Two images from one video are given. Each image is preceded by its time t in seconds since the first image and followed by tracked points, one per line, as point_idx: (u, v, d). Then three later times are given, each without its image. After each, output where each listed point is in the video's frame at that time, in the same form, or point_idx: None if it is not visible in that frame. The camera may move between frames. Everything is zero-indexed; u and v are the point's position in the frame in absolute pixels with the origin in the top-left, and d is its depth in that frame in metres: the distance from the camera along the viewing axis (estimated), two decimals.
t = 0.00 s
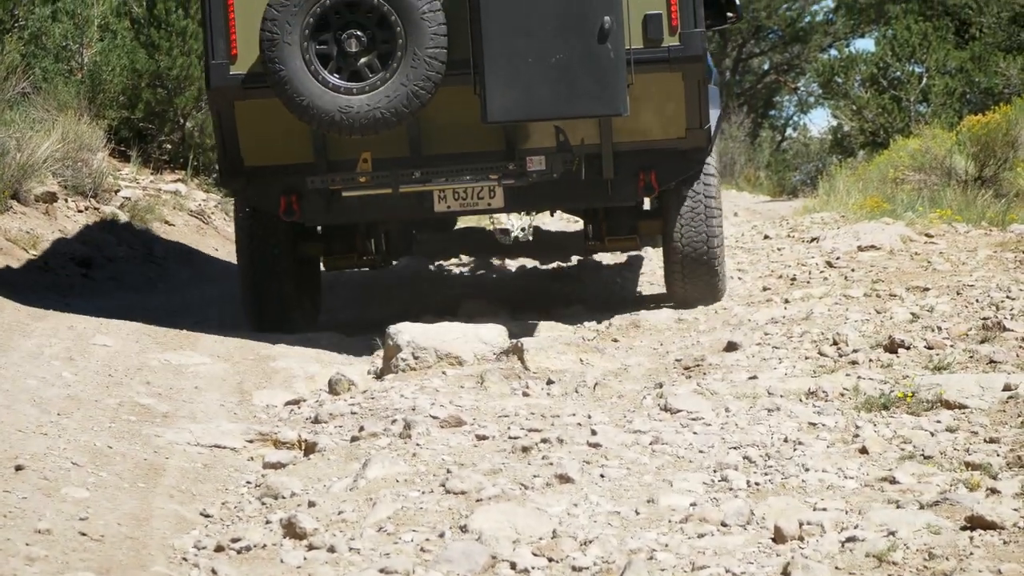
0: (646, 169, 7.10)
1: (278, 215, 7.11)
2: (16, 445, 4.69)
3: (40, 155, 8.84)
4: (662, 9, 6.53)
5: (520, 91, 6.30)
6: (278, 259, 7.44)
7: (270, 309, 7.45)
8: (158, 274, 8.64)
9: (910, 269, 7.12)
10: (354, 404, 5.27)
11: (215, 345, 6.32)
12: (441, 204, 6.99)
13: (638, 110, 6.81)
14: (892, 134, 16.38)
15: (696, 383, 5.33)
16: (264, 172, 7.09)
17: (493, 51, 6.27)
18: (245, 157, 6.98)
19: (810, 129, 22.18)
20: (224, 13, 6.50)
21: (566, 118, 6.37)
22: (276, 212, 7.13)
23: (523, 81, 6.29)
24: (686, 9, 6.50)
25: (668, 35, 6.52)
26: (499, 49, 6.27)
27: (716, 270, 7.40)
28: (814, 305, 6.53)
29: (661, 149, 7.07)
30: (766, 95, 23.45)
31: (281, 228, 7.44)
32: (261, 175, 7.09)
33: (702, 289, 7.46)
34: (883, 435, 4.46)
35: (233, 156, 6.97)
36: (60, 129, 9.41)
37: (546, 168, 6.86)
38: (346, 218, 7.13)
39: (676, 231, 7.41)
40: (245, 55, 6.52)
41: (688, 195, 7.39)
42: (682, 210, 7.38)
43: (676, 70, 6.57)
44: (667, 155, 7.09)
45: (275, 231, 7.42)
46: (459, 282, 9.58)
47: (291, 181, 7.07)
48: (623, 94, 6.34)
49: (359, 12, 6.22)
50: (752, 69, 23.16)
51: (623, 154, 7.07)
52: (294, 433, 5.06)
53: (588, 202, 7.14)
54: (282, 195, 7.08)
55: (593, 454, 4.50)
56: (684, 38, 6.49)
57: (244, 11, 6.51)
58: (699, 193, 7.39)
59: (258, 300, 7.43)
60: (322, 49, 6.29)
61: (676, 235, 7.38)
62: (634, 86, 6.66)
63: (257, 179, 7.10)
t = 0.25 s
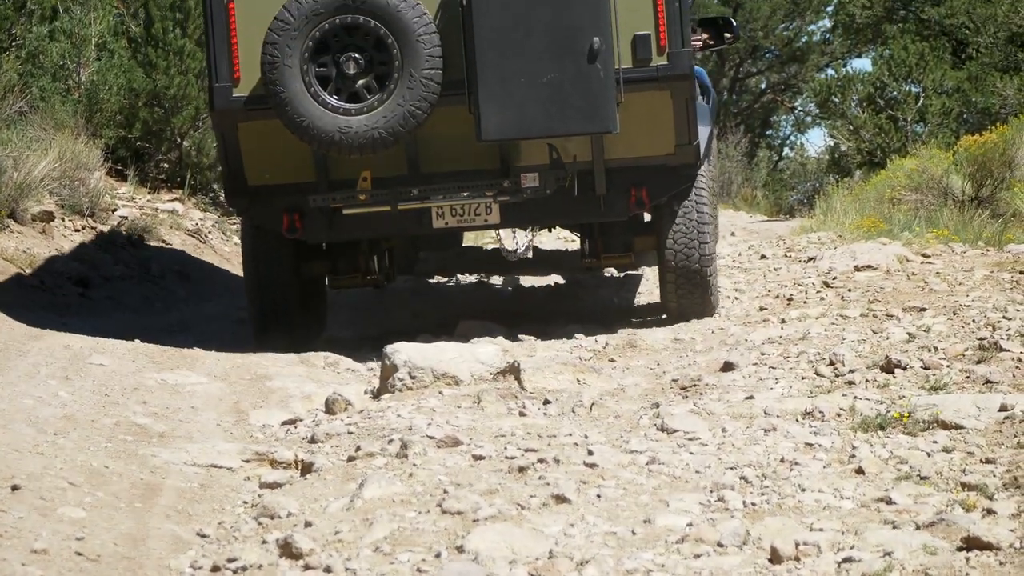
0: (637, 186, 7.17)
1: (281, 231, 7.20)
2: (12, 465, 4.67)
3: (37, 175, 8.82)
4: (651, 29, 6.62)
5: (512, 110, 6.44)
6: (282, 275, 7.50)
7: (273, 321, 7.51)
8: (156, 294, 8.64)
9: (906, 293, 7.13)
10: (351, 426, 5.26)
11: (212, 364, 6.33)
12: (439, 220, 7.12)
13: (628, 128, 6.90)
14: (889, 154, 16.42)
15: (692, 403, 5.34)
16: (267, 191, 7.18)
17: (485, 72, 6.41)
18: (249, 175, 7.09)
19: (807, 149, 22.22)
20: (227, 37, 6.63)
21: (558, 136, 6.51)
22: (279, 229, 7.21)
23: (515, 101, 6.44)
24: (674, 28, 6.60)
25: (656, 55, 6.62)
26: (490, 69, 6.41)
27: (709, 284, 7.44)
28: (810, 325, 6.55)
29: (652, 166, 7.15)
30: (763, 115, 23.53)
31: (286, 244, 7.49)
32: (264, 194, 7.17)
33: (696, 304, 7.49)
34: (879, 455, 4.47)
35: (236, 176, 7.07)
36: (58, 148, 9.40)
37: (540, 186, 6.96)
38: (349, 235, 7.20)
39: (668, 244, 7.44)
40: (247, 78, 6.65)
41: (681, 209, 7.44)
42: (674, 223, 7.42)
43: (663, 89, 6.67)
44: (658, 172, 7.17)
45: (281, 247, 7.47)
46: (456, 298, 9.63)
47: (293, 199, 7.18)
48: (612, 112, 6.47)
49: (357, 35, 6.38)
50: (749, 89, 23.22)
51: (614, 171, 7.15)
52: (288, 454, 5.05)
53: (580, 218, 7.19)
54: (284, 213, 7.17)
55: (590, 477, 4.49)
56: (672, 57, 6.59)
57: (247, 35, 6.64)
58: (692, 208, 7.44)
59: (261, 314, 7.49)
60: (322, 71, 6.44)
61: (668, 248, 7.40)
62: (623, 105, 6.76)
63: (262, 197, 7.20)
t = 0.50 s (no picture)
0: (631, 202, 7.26)
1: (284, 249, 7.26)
2: (8, 486, 4.67)
3: (35, 194, 8.80)
4: (642, 49, 6.69)
5: (507, 130, 6.52)
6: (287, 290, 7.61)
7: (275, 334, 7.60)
8: (153, 314, 8.64)
9: (904, 314, 7.14)
10: (349, 446, 5.26)
11: (209, 384, 6.32)
12: (438, 237, 7.16)
13: (621, 147, 6.98)
14: (887, 173, 16.48)
15: (690, 422, 5.35)
16: (271, 210, 7.28)
17: (480, 92, 6.49)
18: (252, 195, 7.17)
19: (804, 168, 22.28)
20: (229, 60, 6.70)
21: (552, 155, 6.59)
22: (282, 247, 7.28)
23: (510, 120, 6.51)
24: (665, 48, 6.68)
25: (647, 75, 6.69)
26: (485, 90, 6.49)
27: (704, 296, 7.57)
28: (807, 345, 6.56)
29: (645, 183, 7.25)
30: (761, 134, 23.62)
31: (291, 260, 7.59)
32: (268, 213, 7.29)
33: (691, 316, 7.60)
34: (877, 475, 4.47)
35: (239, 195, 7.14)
36: (56, 166, 9.33)
37: (535, 203, 7.06)
38: (350, 252, 7.27)
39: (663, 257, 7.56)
40: (249, 100, 6.72)
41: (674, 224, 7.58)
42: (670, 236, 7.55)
43: (655, 109, 6.75)
44: (651, 189, 7.26)
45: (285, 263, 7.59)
46: (456, 313, 9.70)
47: (296, 218, 7.27)
48: (605, 131, 6.56)
49: (355, 58, 6.44)
50: (747, 108, 23.29)
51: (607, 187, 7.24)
52: (286, 474, 5.05)
53: (575, 234, 7.29)
54: (286, 231, 7.24)
55: (588, 497, 4.49)
56: (663, 77, 6.67)
57: (249, 58, 6.71)
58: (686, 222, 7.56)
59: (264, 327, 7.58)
60: (321, 93, 6.50)
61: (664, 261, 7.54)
62: (616, 124, 6.84)
63: (266, 216, 7.30)
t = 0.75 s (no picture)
0: (630, 214, 7.32)
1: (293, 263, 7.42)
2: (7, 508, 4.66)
3: (35, 215, 8.80)
4: (639, 65, 6.75)
5: (509, 142, 6.58)
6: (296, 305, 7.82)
7: (285, 349, 7.79)
8: (152, 333, 8.64)
9: (903, 336, 7.15)
10: (348, 468, 5.25)
11: (208, 406, 6.32)
12: (442, 250, 7.24)
13: (619, 161, 7.03)
14: (886, 195, 16.51)
15: (689, 445, 5.34)
16: (280, 223, 7.37)
17: (481, 106, 6.55)
18: (261, 210, 7.28)
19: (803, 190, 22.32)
20: (238, 78, 6.79)
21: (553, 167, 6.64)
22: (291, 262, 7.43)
23: (511, 133, 6.58)
24: (661, 63, 6.73)
25: (644, 89, 6.75)
26: (485, 103, 6.54)
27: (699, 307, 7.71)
28: (807, 367, 6.56)
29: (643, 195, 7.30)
30: (760, 155, 23.65)
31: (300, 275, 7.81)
32: (276, 227, 7.39)
33: (687, 326, 7.77)
34: (876, 497, 4.47)
35: (247, 211, 7.25)
36: (56, 188, 9.34)
37: (536, 216, 7.13)
38: (357, 265, 7.40)
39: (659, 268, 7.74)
40: (258, 116, 6.80)
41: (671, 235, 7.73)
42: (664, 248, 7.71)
43: (650, 123, 6.81)
44: (650, 201, 7.32)
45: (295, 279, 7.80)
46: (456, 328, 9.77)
47: (303, 232, 7.38)
48: (604, 143, 6.59)
49: (360, 74, 6.53)
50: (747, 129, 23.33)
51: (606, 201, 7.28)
52: (284, 495, 5.04)
53: (574, 245, 7.36)
54: (295, 244, 7.38)
55: (587, 519, 4.48)
56: (659, 91, 6.73)
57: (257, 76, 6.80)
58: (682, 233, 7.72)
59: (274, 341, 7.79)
60: (327, 108, 6.60)
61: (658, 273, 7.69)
62: (613, 138, 6.88)
63: (274, 231, 7.40)
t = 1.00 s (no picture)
0: (629, 227, 7.38)
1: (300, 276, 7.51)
2: (7, 530, 4.66)
3: (36, 235, 8.82)
4: (636, 81, 6.87)
5: (509, 157, 6.72)
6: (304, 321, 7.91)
7: (296, 365, 7.90)
8: (153, 350, 8.65)
9: (903, 357, 7.15)
10: (348, 489, 5.25)
11: (210, 427, 6.32)
12: (446, 262, 7.30)
13: (618, 176, 7.11)
14: (886, 216, 16.52)
15: (690, 466, 5.34)
16: (287, 239, 7.46)
17: (482, 121, 6.70)
18: (269, 224, 7.36)
19: (804, 211, 22.31)
20: (245, 96, 6.94)
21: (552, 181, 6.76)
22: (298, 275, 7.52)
23: (512, 148, 6.71)
24: (658, 79, 6.86)
25: (641, 105, 6.87)
26: (486, 118, 6.69)
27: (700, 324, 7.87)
28: (808, 388, 6.56)
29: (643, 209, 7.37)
30: (761, 176, 23.67)
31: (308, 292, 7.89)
32: (283, 241, 7.46)
33: (688, 339, 7.95)
34: (877, 518, 4.47)
35: (255, 228, 7.34)
36: (57, 209, 9.38)
37: (538, 229, 7.21)
38: (362, 279, 7.49)
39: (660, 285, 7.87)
40: (266, 132, 6.95)
41: (671, 252, 7.85)
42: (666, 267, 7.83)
43: (648, 137, 6.89)
44: (649, 215, 7.39)
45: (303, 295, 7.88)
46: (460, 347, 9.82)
47: (310, 246, 7.46)
48: (602, 157, 6.72)
49: (365, 91, 6.68)
50: (748, 150, 23.36)
51: (606, 214, 7.35)
52: (285, 516, 5.04)
53: (576, 257, 7.43)
54: (301, 260, 7.48)
55: (588, 540, 4.48)
56: (656, 106, 6.85)
57: (264, 93, 6.95)
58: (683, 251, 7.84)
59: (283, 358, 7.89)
60: (333, 125, 6.74)
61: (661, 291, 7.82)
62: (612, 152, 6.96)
63: (281, 245, 7.48)
